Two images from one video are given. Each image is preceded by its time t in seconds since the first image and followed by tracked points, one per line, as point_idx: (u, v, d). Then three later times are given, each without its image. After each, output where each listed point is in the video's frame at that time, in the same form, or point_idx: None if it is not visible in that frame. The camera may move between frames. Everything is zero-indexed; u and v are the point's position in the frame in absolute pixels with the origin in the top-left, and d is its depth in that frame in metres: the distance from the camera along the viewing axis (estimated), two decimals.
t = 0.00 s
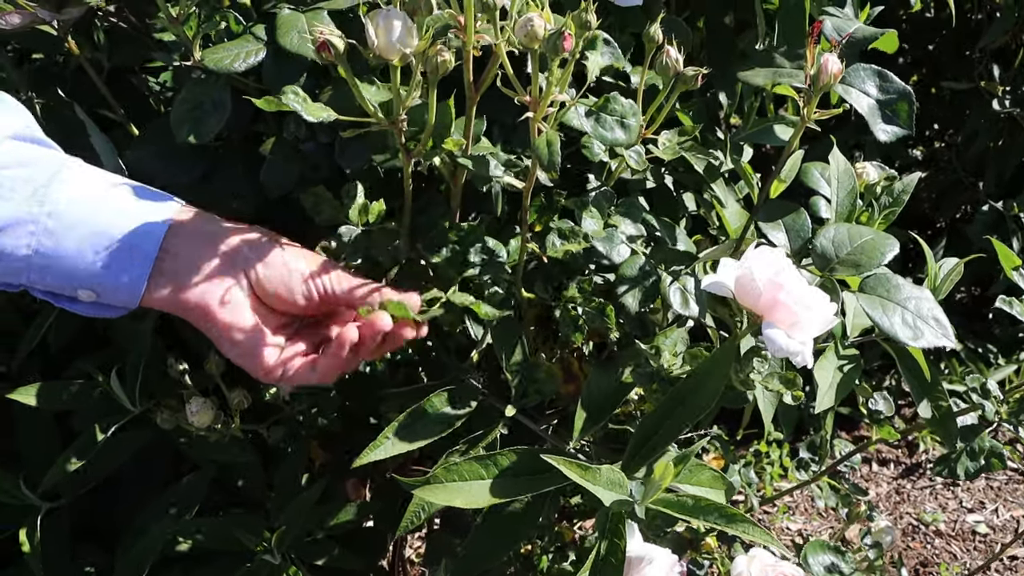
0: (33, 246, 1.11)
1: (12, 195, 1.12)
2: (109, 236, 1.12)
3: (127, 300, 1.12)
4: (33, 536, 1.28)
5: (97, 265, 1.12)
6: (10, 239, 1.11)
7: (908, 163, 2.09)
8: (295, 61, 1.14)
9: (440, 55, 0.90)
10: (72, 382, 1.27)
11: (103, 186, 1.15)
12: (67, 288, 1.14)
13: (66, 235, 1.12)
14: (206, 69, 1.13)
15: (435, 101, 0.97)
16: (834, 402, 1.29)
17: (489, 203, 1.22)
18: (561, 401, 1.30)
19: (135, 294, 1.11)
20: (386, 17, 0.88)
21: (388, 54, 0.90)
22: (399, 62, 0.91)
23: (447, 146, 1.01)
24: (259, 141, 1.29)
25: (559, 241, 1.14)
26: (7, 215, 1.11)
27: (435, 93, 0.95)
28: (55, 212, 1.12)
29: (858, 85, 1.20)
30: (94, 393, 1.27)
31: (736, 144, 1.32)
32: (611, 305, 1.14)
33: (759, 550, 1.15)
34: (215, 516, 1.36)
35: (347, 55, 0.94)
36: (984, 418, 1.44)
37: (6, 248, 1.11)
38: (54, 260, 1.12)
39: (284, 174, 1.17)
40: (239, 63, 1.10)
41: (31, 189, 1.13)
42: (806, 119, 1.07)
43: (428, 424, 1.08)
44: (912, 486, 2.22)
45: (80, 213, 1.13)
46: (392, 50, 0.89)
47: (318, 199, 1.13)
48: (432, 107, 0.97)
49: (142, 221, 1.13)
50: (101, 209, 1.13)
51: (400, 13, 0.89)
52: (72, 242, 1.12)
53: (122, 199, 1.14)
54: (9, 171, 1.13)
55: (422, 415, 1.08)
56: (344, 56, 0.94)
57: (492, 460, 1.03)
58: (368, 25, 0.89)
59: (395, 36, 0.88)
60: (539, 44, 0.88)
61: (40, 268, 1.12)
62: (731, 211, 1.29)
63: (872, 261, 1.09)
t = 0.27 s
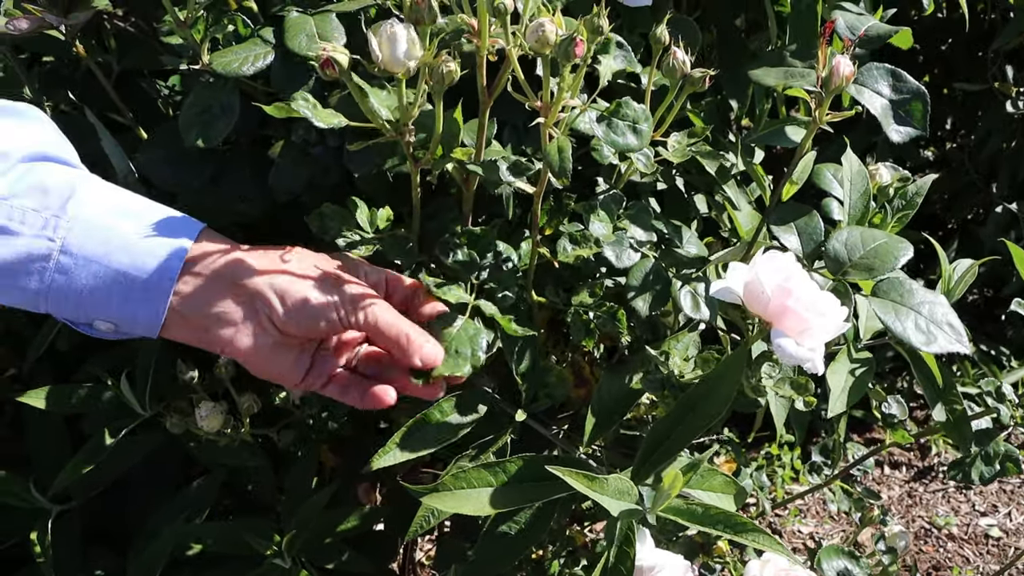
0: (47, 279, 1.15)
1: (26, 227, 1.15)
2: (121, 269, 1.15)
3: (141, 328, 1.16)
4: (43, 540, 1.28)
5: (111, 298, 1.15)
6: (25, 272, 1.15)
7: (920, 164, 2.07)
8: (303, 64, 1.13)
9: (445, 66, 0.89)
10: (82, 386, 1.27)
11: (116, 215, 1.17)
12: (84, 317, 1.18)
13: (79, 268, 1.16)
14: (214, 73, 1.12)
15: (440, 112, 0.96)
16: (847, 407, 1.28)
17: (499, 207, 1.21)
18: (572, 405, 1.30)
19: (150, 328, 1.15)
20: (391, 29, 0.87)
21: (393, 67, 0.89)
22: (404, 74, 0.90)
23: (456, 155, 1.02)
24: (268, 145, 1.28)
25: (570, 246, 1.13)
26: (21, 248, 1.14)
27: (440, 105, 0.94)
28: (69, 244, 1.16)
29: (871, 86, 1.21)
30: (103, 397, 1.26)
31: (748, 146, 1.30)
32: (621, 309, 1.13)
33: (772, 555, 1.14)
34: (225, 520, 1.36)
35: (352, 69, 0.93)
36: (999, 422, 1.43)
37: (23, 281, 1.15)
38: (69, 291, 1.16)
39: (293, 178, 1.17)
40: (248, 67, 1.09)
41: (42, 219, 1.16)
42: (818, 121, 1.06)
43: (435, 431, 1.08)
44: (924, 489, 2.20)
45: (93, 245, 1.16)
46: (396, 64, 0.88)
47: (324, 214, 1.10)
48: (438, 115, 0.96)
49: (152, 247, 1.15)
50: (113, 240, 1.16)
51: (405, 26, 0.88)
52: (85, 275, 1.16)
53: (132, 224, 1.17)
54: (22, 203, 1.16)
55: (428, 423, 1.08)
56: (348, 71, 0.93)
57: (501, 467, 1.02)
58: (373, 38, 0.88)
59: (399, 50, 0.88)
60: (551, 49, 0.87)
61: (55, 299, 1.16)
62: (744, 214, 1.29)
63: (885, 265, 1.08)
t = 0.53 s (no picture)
0: (51, 293, 1.14)
1: (30, 239, 1.15)
2: (126, 282, 1.15)
3: (146, 341, 1.16)
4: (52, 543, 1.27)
5: (116, 312, 1.15)
6: (28, 285, 1.14)
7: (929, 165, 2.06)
8: (315, 67, 1.13)
9: (461, 68, 0.89)
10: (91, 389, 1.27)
11: (120, 228, 1.17)
12: (89, 330, 1.17)
13: (84, 282, 1.15)
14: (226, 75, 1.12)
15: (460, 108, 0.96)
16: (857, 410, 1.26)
17: (510, 210, 1.21)
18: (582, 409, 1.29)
19: (157, 342, 1.15)
20: (405, 31, 0.87)
21: (408, 70, 0.89)
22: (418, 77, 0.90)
23: (471, 157, 1.01)
24: (278, 147, 1.28)
25: (583, 250, 1.12)
26: (25, 260, 1.14)
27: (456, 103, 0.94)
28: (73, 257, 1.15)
29: (887, 92, 1.21)
30: (112, 400, 1.26)
31: (758, 148, 1.30)
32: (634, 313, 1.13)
33: (783, 560, 1.13)
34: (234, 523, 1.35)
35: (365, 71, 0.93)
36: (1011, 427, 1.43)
37: (26, 293, 1.14)
38: (74, 304, 1.15)
39: (304, 181, 1.17)
40: (259, 69, 1.08)
41: (46, 231, 1.15)
42: (833, 125, 1.06)
43: (446, 438, 1.09)
44: (932, 490, 2.19)
45: (98, 258, 1.15)
46: (412, 65, 0.88)
47: (336, 215, 1.11)
48: (454, 114, 0.97)
49: (157, 261, 1.16)
50: (118, 253, 1.16)
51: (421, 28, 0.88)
52: (90, 288, 1.15)
53: (137, 237, 1.16)
54: (26, 214, 1.15)
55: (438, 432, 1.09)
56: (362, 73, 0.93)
57: (513, 472, 1.02)
58: (387, 39, 0.88)
59: (415, 52, 0.88)
60: (569, 54, 0.87)
61: (59, 312, 1.16)
62: (755, 216, 1.26)
63: (898, 271, 1.08)
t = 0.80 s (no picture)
0: (46, 291, 1.14)
1: (25, 237, 1.14)
2: (123, 281, 1.15)
3: (142, 341, 1.16)
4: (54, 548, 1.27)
5: (113, 311, 1.15)
6: (23, 282, 1.13)
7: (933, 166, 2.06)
8: (318, 69, 1.13)
9: (467, 58, 0.90)
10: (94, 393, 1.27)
11: (118, 226, 1.16)
12: (84, 330, 1.17)
13: (80, 281, 1.15)
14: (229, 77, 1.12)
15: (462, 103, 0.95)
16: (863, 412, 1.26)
17: (514, 212, 1.20)
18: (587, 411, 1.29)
19: (154, 341, 1.15)
20: (414, 20, 0.87)
21: (414, 57, 0.89)
22: (426, 66, 0.90)
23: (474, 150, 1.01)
24: (281, 150, 1.28)
25: (587, 247, 1.11)
26: (21, 258, 1.13)
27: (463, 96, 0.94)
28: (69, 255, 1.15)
29: (887, 90, 1.20)
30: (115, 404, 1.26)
31: (762, 151, 1.29)
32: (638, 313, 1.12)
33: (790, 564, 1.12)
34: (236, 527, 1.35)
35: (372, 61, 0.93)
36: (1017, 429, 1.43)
37: (21, 292, 1.13)
38: (69, 303, 1.15)
39: (308, 182, 1.17)
40: (262, 71, 1.09)
41: (41, 229, 1.14)
42: (835, 124, 1.06)
43: (451, 438, 1.10)
44: (937, 493, 2.18)
45: (94, 257, 1.15)
46: (420, 54, 0.88)
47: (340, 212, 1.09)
48: (460, 109, 0.96)
49: (154, 259, 1.15)
50: (115, 252, 1.15)
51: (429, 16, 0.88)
52: (86, 287, 1.15)
53: (134, 236, 1.16)
54: (21, 212, 1.14)
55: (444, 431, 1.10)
56: (369, 62, 0.93)
57: (520, 473, 1.02)
58: (395, 29, 0.88)
59: (423, 42, 0.88)
60: (570, 44, 0.87)
61: (54, 311, 1.15)
62: (758, 219, 1.26)
63: (902, 268, 1.08)
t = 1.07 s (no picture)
0: (24, 268, 1.12)
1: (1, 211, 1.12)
2: (103, 256, 1.13)
3: (124, 318, 1.15)
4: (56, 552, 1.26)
5: (94, 287, 1.14)
6: None
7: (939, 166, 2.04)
8: (321, 71, 1.12)
9: (471, 64, 0.88)
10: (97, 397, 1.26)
11: (99, 201, 1.15)
12: (65, 309, 1.16)
13: (59, 258, 1.13)
14: (232, 79, 1.11)
15: (463, 116, 0.94)
16: (869, 417, 1.24)
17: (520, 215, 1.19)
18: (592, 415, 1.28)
19: (135, 317, 1.14)
20: (415, 25, 0.86)
21: (416, 65, 0.88)
22: (427, 72, 0.89)
23: (478, 158, 1.02)
24: (284, 152, 1.27)
25: (591, 255, 1.10)
26: None
27: (464, 105, 0.93)
28: (47, 230, 1.13)
29: (898, 92, 1.20)
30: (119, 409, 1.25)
31: (768, 152, 1.30)
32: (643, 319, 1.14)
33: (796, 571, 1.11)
34: (240, 531, 1.34)
35: (373, 68, 0.92)
36: None
37: None
38: (47, 279, 1.13)
39: (311, 185, 1.16)
40: (265, 74, 1.08)
41: (18, 204, 1.12)
42: (844, 128, 1.05)
43: (454, 444, 1.11)
44: (943, 496, 2.16)
45: (74, 234, 1.13)
46: (421, 61, 0.87)
47: (343, 222, 1.11)
48: (461, 125, 0.95)
49: (135, 235, 1.14)
50: (95, 227, 1.14)
51: (430, 23, 0.87)
52: (64, 263, 1.13)
53: (115, 212, 1.14)
54: None
55: (448, 436, 1.11)
56: (371, 70, 0.92)
57: (523, 481, 1.01)
58: (396, 34, 0.87)
59: (423, 46, 0.86)
60: (571, 58, 0.86)
61: (31, 288, 1.13)
62: (764, 220, 1.25)
63: (911, 276, 1.06)
